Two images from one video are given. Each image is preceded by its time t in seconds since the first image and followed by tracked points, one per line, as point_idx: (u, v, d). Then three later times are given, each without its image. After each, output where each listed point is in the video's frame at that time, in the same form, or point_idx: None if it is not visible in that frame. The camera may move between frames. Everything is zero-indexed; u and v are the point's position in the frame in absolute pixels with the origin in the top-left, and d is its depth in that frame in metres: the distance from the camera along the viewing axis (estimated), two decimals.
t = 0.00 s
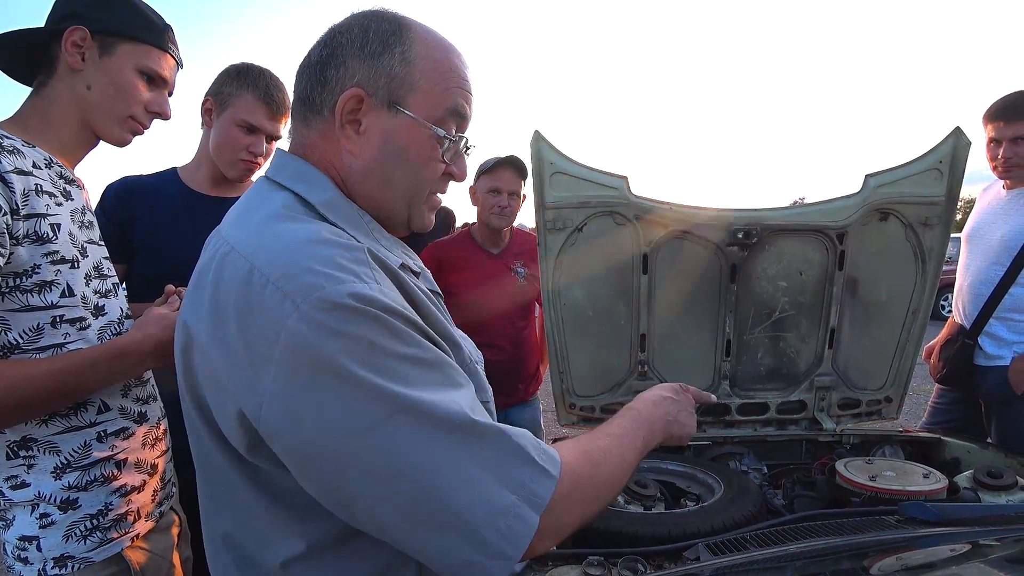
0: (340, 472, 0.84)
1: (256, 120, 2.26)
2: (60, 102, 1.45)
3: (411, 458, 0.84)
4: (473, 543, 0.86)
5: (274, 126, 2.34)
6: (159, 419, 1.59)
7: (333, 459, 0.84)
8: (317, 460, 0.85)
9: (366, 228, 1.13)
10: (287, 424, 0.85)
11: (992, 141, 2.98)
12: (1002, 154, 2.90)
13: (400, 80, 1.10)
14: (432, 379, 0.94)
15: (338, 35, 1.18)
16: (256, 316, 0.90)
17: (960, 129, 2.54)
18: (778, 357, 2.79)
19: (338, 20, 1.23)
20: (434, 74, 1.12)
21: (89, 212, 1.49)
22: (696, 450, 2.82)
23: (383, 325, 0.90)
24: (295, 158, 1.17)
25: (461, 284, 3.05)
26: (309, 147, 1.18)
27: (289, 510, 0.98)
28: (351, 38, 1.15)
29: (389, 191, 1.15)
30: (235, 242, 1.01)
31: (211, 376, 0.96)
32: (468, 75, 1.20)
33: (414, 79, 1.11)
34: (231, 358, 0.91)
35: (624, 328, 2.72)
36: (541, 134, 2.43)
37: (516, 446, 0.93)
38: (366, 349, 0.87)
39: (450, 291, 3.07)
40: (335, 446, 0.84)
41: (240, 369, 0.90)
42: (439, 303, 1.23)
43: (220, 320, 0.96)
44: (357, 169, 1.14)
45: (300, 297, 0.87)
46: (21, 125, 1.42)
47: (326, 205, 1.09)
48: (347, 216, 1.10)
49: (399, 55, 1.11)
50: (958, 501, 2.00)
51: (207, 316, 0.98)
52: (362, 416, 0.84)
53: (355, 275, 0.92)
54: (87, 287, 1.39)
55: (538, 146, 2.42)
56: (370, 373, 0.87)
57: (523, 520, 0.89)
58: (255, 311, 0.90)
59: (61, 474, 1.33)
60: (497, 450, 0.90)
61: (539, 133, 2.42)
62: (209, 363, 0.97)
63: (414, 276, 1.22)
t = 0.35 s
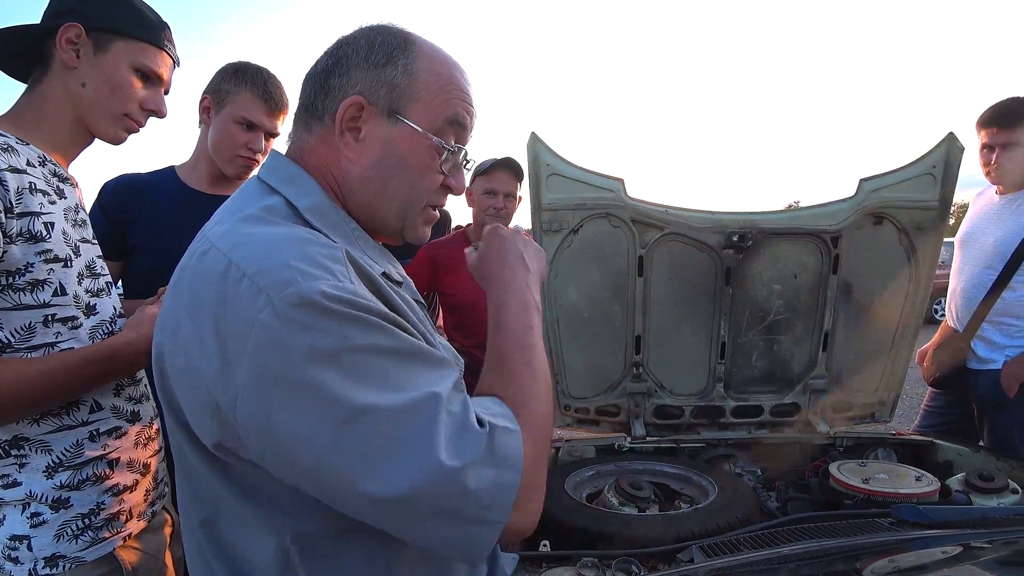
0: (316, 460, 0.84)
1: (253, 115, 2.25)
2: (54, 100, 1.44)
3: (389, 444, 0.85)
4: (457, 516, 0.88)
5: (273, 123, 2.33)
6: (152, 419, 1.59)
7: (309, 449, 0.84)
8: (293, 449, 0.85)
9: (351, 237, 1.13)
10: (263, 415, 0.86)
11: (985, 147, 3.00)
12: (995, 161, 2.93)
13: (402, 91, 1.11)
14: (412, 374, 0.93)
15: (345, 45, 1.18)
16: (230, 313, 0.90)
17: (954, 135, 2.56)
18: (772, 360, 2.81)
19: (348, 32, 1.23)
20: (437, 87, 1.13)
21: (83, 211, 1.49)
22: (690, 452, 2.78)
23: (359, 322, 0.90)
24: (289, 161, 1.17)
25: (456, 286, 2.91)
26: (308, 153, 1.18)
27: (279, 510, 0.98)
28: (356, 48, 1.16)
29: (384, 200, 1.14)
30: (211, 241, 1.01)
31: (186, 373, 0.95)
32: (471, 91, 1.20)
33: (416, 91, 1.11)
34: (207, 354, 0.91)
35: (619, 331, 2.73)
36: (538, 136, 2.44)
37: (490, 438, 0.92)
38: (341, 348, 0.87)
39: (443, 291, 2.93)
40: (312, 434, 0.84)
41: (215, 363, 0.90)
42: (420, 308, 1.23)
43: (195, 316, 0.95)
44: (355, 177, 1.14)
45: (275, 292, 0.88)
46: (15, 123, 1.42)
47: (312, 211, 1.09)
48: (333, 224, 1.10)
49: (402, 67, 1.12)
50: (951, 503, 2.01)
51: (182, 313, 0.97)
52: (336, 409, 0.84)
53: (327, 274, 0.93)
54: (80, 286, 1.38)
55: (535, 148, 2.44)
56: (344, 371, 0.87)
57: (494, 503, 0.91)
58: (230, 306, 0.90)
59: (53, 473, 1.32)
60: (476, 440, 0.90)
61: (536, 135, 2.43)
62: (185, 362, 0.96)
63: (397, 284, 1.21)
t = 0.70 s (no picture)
0: (335, 422, 0.87)
1: (253, 118, 2.25)
2: (44, 99, 1.43)
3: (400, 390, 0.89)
4: (479, 448, 0.93)
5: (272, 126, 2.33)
6: (142, 420, 1.58)
7: (326, 411, 0.87)
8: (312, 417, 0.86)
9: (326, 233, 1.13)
10: (273, 394, 0.86)
11: (978, 150, 3.02)
12: (988, 163, 2.94)
13: (385, 94, 1.10)
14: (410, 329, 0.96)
15: (332, 43, 1.17)
16: (219, 305, 0.89)
17: (946, 137, 2.58)
18: (766, 361, 2.81)
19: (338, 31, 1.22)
20: (421, 94, 1.13)
21: (72, 211, 1.48)
22: (684, 452, 2.83)
23: (348, 286, 0.92)
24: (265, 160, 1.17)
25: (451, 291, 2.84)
26: (285, 149, 1.18)
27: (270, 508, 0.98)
28: (343, 48, 1.14)
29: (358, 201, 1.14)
30: (185, 245, 1.00)
31: (179, 377, 0.94)
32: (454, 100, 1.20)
33: (399, 96, 1.11)
34: (203, 350, 0.90)
35: (613, 331, 2.73)
36: (533, 136, 2.44)
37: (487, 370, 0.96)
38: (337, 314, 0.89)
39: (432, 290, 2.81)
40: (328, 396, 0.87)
41: (212, 356, 0.89)
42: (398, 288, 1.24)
43: (181, 318, 0.93)
44: (331, 176, 1.14)
45: (265, 273, 0.88)
46: (4, 122, 1.40)
47: (289, 206, 1.10)
48: (310, 217, 1.11)
49: (387, 72, 1.11)
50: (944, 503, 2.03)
51: (165, 320, 0.96)
52: (345, 368, 0.87)
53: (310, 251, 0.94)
54: (69, 287, 1.37)
55: (529, 149, 2.44)
56: (343, 337, 0.89)
57: (508, 431, 0.96)
58: (218, 298, 0.89)
59: (42, 475, 1.30)
60: (476, 377, 0.94)
61: (530, 136, 2.43)
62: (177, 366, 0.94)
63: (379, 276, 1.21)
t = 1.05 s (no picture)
0: (345, 412, 0.87)
1: (252, 119, 2.24)
2: (32, 98, 1.42)
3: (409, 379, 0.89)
4: (486, 439, 0.94)
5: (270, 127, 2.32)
6: (134, 422, 1.57)
7: (336, 402, 0.87)
8: (322, 408, 0.86)
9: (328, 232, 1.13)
10: (283, 386, 0.86)
11: (968, 150, 3.04)
12: (977, 163, 2.96)
13: (393, 101, 1.11)
14: (415, 322, 0.97)
15: (342, 46, 1.17)
16: (228, 298, 0.89)
17: (938, 137, 2.60)
18: (760, 360, 2.83)
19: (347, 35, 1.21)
20: (428, 104, 1.14)
21: (61, 211, 1.47)
22: (679, 452, 2.84)
23: (355, 278, 0.93)
24: (268, 159, 1.17)
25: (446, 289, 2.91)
26: (289, 147, 1.17)
27: (269, 507, 0.98)
28: (354, 53, 1.14)
29: (358, 202, 1.14)
30: (189, 240, 1.00)
31: (186, 372, 0.93)
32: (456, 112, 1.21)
33: (406, 104, 1.12)
34: (211, 344, 0.90)
35: (608, 330, 2.74)
36: (527, 136, 2.44)
37: (491, 360, 0.97)
38: (346, 305, 0.89)
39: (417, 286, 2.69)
40: (339, 386, 0.87)
41: (220, 349, 0.89)
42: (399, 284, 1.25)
43: (188, 313, 0.93)
44: (333, 177, 1.13)
45: (275, 265, 0.88)
46: None
47: (292, 205, 1.09)
48: (313, 215, 1.11)
49: (397, 81, 1.12)
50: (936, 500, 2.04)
51: (171, 314, 0.95)
52: (355, 359, 0.87)
53: (318, 244, 0.95)
54: (59, 288, 1.37)
55: (524, 149, 2.44)
56: (352, 328, 0.89)
57: (514, 421, 0.97)
58: (227, 291, 0.89)
59: (33, 478, 1.30)
60: (482, 368, 0.95)
61: (525, 136, 2.43)
62: (184, 362, 0.93)
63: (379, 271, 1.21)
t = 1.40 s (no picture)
0: (309, 430, 0.86)
1: (245, 117, 2.23)
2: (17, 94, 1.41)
3: (378, 401, 0.87)
4: (457, 464, 0.92)
5: (263, 125, 2.31)
6: (124, 422, 1.56)
7: (302, 419, 0.86)
8: (287, 424, 0.86)
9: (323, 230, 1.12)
10: (251, 398, 0.86)
11: (958, 150, 3.07)
12: (967, 163, 2.98)
13: (383, 94, 1.10)
14: (394, 339, 0.95)
15: (332, 41, 1.16)
16: (203, 303, 0.89)
17: (929, 137, 2.62)
18: (752, 358, 2.84)
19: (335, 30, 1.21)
20: (419, 94, 1.13)
21: (48, 210, 1.46)
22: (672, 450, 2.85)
23: (332, 292, 0.91)
24: (263, 159, 1.17)
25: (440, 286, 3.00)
26: (283, 145, 1.17)
27: (259, 509, 0.97)
28: (343, 47, 1.14)
29: (354, 197, 1.13)
30: (177, 239, 1.00)
31: (164, 373, 0.94)
32: (450, 101, 1.21)
33: (397, 96, 1.11)
34: (185, 349, 0.90)
35: (602, 329, 2.74)
36: (520, 135, 2.44)
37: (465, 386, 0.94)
38: (318, 321, 0.88)
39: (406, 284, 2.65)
40: (306, 404, 0.86)
41: (194, 354, 0.89)
42: (392, 290, 1.24)
43: (166, 313, 0.93)
44: (328, 173, 1.13)
45: (249, 275, 0.88)
46: None
47: (284, 205, 1.09)
48: (304, 216, 1.11)
49: (387, 72, 1.11)
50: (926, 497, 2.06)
51: (153, 312, 0.96)
52: (323, 376, 0.86)
53: (298, 253, 0.94)
54: (46, 287, 1.35)
55: (517, 147, 2.44)
56: (324, 343, 0.88)
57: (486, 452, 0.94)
58: (202, 295, 0.89)
59: (21, 480, 1.28)
60: (456, 393, 0.93)
61: (518, 134, 2.43)
62: (161, 365, 0.94)
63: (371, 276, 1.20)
